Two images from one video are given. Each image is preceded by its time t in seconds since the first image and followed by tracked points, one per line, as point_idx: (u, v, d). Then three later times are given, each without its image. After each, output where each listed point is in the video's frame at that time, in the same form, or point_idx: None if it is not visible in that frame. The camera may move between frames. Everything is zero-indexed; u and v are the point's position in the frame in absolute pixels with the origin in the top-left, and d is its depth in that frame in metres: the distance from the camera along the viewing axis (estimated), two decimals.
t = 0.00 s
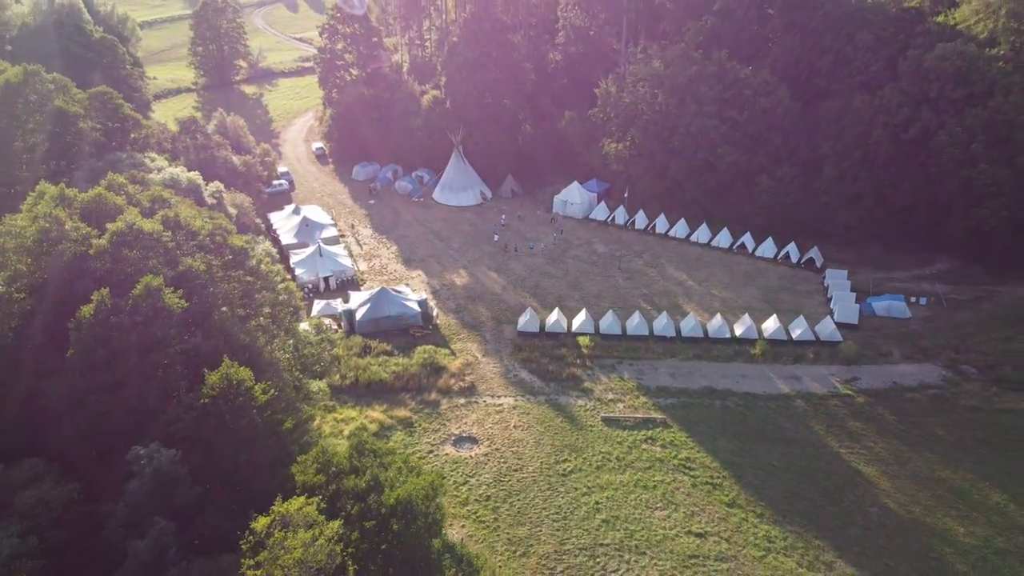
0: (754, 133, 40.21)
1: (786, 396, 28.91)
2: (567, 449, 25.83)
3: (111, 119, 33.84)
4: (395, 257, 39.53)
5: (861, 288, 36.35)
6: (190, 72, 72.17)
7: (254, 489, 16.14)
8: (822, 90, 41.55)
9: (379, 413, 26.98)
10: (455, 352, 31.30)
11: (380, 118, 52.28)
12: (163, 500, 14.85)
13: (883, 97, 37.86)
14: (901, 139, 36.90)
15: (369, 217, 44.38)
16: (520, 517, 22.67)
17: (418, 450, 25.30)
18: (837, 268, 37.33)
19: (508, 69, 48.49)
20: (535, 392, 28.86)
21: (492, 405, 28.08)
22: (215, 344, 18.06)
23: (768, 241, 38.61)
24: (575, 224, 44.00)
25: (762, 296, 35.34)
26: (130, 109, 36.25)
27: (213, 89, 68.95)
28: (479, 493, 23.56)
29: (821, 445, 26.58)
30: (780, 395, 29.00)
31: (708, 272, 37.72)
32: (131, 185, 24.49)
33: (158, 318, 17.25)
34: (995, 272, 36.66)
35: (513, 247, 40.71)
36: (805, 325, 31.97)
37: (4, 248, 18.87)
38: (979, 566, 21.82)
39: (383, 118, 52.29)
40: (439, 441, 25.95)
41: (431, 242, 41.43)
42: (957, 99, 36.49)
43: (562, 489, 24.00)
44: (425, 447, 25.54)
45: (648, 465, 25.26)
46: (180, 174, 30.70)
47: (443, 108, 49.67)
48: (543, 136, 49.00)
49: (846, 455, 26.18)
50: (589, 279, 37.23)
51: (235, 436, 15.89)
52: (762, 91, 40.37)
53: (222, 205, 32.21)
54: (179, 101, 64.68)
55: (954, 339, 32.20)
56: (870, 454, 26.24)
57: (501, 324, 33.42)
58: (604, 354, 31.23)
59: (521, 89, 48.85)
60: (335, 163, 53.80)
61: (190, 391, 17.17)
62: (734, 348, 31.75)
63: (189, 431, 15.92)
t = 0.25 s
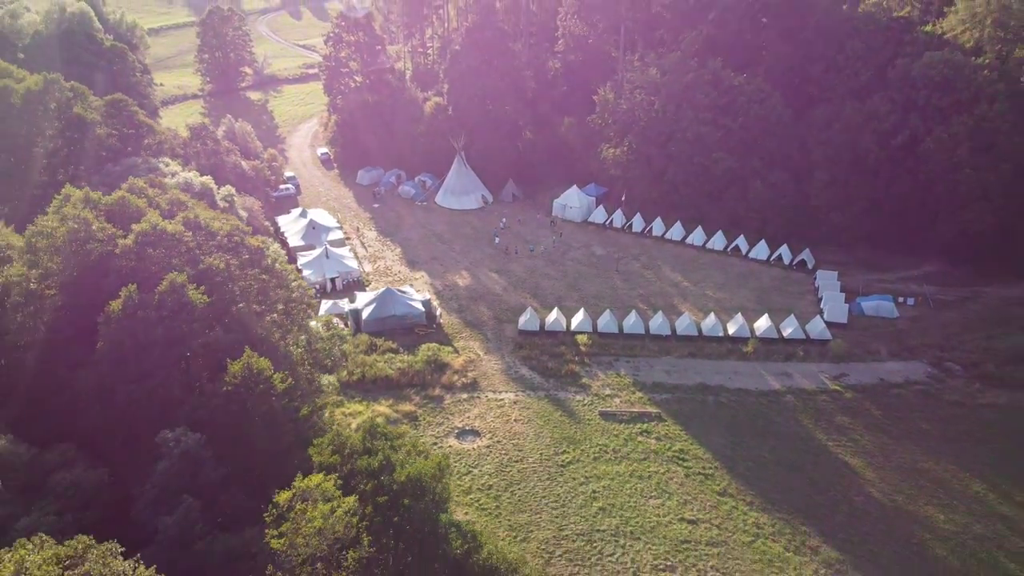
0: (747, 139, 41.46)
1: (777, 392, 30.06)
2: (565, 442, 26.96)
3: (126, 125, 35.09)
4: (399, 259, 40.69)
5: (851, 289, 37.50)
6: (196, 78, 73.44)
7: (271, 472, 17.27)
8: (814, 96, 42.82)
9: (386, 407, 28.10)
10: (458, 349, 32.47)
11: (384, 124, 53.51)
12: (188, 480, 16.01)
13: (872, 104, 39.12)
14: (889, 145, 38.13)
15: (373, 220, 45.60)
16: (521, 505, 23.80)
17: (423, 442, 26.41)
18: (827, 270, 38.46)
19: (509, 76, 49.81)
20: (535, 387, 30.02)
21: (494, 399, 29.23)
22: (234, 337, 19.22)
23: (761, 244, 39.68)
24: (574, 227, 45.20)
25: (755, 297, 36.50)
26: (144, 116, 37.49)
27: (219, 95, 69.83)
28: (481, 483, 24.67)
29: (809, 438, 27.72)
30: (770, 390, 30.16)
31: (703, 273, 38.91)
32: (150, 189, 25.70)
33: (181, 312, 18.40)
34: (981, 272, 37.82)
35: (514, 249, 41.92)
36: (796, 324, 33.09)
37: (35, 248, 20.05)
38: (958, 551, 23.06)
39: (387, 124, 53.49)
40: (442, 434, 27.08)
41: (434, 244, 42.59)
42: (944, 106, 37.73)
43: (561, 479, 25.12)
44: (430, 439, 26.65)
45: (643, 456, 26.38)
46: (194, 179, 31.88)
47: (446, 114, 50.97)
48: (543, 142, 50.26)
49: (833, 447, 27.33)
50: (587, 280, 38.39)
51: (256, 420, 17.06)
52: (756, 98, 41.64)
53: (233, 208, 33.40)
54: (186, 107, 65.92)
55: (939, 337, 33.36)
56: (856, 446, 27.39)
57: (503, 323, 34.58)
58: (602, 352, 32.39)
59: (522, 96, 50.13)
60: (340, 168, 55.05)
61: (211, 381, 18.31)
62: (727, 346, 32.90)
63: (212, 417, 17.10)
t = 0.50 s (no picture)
0: (742, 141, 42.50)
1: (769, 385, 31.09)
2: (564, 432, 27.98)
3: (138, 127, 36.16)
4: (403, 258, 41.72)
5: (843, 286, 38.52)
6: (201, 80, 74.43)
7: (286, 455, 18.32)
8: (807, 99, 43.87)
9: (391, 399, 29.12)
10: (460, 344, 33.51)
11: (387, 125, 54.53)
12: (209, 462, 17.07)
13: (863, 106, 40.17)
14: (879, 146, 39.18)
15: (377, 220, 46.64)
16: (522, 491, 24.82)
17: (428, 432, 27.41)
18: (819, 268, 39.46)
19: (509, 79, 50.87)
20: (535, 380, 31.05)
21: (495, 392, 30.26)
22: (249, 329, 20.25)
23: (756, 243, 40.66)
24: (573, 226, 46.23)
25: (749, 294, 37.53)
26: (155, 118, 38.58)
27: (223, 97, 70.64)
28: (484, 471, 25.67)
29: (799, 429, 28.77)
30: (762, 384, 31.21)
31: (698, 271, 39.94)
32: (164, 189, 26.74)
33: (201, 305, 19.45)
34: (968, 271, 38.91)
35: (514, 248, 42.97)
36: (788, 320, 34.12)
37: (60, 245, 21.12)
38: (940, 535, 24.18)
39: (389, 126, 54.50)
40: (446, 425, 28.08)
41: (436, 244, 43.61)
42: (932, 109, 38.78)
43: (560, 467, 26.15)
44: (434, 430, 27.66)
45: (640, 446, 27.40)
46: (206, 179, 32.91)
47: (448, 116, 52.05)
48: (543, 143, 51.31)
49: (822, 437, 28.37)
50: (586, 277, 39.43)
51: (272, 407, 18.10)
52: (750, 101, 42.71)
53: (243, 208, 34.44)
54: (191, 109, 66.88)
55: (927, 333, 34.40)
56: (844, 437, 28.43)
57: (504, 319, 35.61)
58: (600, 347, 33.42)
59: (522, 98, 51.17)
60: (343, 169, 56.10)
61: (228, 371, 19.34)
62: (721, 341, 33.93)
63: (230, 404, 18.14)
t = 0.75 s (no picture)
0: (736, 142, 43.68)
1: (760, 377, 32.28)
2: (563, 422, 29.16)
3: (151, 129, 37.38)
4: (406, 255, 42.92)
5: (834, 283, 39.70)
6: (207, 81, 75.65)
7: (300, 438, 19.52)
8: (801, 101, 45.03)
9: (397, 390, 30.30)
10: (463, 338, 34.72)
11: (390, 127, 55.75)
12: (230, 443, 18.27)
13: (854, 109, 41.35)
14: (869, 148, 40.35)
15: (381, 219, 47.84)
16: (523, 476, 26.01)
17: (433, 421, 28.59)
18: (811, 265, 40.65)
19: (509, 81, 52.09)
20: (535, 373, 32.24)
21: (497, 384, 31.44)
22: (265, 320, 21.44)
23: (749, 241, 41.87)
24: (573, 225, 47.40)
25: (743, 290, 38.71)
26: (167, 120, 39.79)
27: (229, 98, 71.76)
28: (486, 458, 26.84)
29: (788, 418, 29.95)
30: (754, 376, 32.41)
31: (693, 268, 41.12)
32: (180, 189, 27.95)
33: (220, 297, 20.64)
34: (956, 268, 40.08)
35: (515, 246, 44.15)
36: (779, 315, 35.31)
37: (85, 241, 22.33)
38: (922, 519, 25.38)
39: (393, 127, 55.72)
40: (449, 414, 29.26)
41: (439, 242, 44.80)
42: (921, 111, 39.93)
43: (559, 454, 27.31)
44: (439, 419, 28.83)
45: (636, 435, 28.59)
46: (218, 179, 34.08)
47: (450, 118, 53.25)
48: (543, 144, 52.50)
49: (810, 426, 29.55)
50: (584, 274, 40.62)
51: (288, 393, 19.29)
52: (744, 103, 43.89)
53: (253, 207, 35.64)
54: (197, 110, 68.07)
55: (914, 328, 35.57)
56: (832, 426, 29.60)
57: (505, 315, 36.79)
58: (598, 341, 34.61)
59: (522, 100, 52.43)
60: (348, 169, 57.30)
61: (245, 359, 20.52)
62: (715, 336, 35.12)
63: (248, 390, 19.34)
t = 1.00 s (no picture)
0: (731, 142, 44.70)
1: (753, 371, 33.35)
2: (562, 413, 30.19)
3: (161, 131, 38.48)
4: (410, 253, 43.97)
5: (826, 280, 40.74)
6: (211, 83, 76.58)
7: (313, 424, 20.57)
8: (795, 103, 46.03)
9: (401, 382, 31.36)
10: (465, 334, 35.76)
11: (393, 127, 56.77)
12: (246, 428, 19.32)
13: (846, 111, 42.42)
14: (861, 149, 41.41)
15: (384, 218, 48.87)
16: (523, 464, 27.04)
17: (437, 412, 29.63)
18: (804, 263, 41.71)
19: (510, 83, 53.56)
20: (535, 367, 33.28)
21: (498, 377, 32.48)
22: (278, 313, 22.49)
23: (744, 239, 42.93)
24: (572, 224, 48.45)
25: (737, 287, 39.76)
26: (176, 121, 40.86)
27: (233, 99, 72.77)
28: (488, 447, 27.88)
29: (780, 410, 31.00)
30: (747, 369, 33.47)
31: (689, 266, 42.18)
32: (193, 188, 28.98)
33: (235, 291, 21.67)
34: (945, 266, 41.17)
35: (515, 244, 45.20)
36: (772, 311, 36.35)
37: (106, 238, 23.40)
38: (906, 505, 26.47)
39: (396, 127, 56.72)
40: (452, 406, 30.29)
41: (441, 240, 45.85)
42: (911, 113, 40.98)
43: (558, 445, 28.34)
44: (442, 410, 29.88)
45: (632, 426, 29.63)
46: (229, 179, 35.08)
47: (452, 119, 54.34)
48: (542, 145, 53.53)
49: (801, 418, 30.59)
50: (583, 272, 41.67)
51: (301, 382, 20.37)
52: (739, 105, 44.96)
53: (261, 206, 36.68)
54: (202, 110, 69.04)
55: (904, 324, 36.63)
56: (822, 418, 30.65)
57: (506, 311, 37.83)
58: (596, 336, 35.68)
59: (522, 102, 53.67)
60: (351, 169, 58.36)
61: (260, 350, 21.56)
62: (710, 331, 36.16)
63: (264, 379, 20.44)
